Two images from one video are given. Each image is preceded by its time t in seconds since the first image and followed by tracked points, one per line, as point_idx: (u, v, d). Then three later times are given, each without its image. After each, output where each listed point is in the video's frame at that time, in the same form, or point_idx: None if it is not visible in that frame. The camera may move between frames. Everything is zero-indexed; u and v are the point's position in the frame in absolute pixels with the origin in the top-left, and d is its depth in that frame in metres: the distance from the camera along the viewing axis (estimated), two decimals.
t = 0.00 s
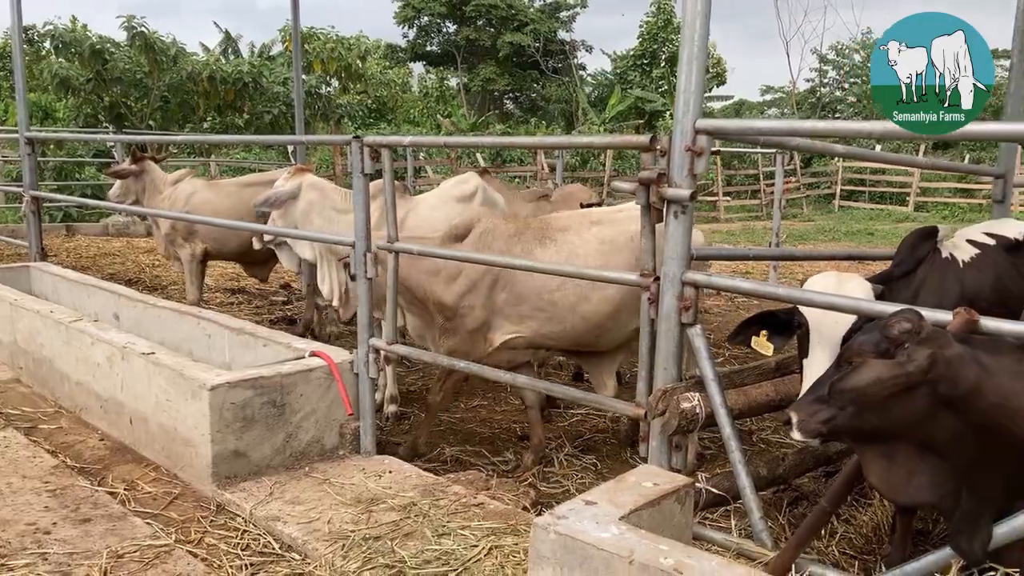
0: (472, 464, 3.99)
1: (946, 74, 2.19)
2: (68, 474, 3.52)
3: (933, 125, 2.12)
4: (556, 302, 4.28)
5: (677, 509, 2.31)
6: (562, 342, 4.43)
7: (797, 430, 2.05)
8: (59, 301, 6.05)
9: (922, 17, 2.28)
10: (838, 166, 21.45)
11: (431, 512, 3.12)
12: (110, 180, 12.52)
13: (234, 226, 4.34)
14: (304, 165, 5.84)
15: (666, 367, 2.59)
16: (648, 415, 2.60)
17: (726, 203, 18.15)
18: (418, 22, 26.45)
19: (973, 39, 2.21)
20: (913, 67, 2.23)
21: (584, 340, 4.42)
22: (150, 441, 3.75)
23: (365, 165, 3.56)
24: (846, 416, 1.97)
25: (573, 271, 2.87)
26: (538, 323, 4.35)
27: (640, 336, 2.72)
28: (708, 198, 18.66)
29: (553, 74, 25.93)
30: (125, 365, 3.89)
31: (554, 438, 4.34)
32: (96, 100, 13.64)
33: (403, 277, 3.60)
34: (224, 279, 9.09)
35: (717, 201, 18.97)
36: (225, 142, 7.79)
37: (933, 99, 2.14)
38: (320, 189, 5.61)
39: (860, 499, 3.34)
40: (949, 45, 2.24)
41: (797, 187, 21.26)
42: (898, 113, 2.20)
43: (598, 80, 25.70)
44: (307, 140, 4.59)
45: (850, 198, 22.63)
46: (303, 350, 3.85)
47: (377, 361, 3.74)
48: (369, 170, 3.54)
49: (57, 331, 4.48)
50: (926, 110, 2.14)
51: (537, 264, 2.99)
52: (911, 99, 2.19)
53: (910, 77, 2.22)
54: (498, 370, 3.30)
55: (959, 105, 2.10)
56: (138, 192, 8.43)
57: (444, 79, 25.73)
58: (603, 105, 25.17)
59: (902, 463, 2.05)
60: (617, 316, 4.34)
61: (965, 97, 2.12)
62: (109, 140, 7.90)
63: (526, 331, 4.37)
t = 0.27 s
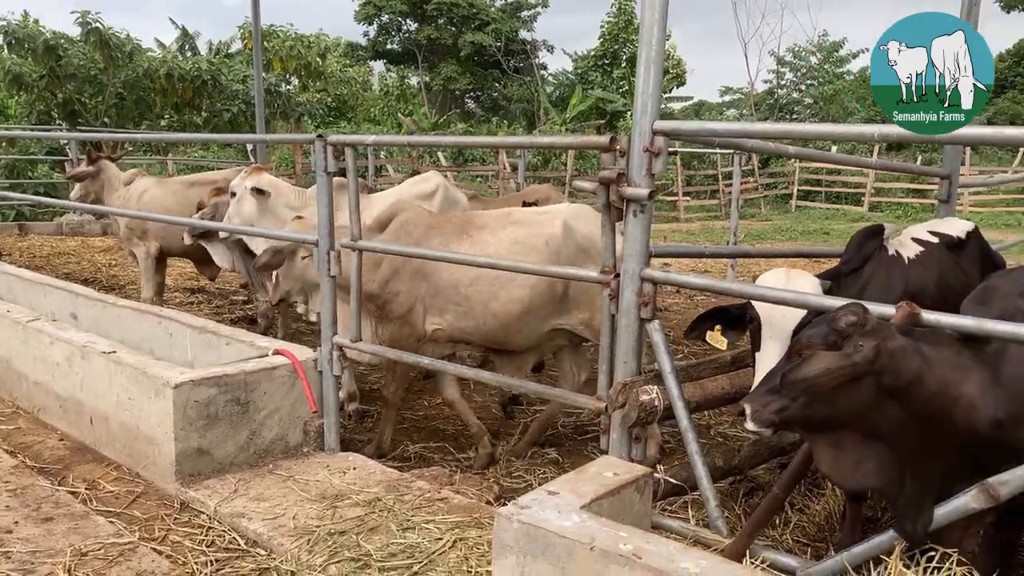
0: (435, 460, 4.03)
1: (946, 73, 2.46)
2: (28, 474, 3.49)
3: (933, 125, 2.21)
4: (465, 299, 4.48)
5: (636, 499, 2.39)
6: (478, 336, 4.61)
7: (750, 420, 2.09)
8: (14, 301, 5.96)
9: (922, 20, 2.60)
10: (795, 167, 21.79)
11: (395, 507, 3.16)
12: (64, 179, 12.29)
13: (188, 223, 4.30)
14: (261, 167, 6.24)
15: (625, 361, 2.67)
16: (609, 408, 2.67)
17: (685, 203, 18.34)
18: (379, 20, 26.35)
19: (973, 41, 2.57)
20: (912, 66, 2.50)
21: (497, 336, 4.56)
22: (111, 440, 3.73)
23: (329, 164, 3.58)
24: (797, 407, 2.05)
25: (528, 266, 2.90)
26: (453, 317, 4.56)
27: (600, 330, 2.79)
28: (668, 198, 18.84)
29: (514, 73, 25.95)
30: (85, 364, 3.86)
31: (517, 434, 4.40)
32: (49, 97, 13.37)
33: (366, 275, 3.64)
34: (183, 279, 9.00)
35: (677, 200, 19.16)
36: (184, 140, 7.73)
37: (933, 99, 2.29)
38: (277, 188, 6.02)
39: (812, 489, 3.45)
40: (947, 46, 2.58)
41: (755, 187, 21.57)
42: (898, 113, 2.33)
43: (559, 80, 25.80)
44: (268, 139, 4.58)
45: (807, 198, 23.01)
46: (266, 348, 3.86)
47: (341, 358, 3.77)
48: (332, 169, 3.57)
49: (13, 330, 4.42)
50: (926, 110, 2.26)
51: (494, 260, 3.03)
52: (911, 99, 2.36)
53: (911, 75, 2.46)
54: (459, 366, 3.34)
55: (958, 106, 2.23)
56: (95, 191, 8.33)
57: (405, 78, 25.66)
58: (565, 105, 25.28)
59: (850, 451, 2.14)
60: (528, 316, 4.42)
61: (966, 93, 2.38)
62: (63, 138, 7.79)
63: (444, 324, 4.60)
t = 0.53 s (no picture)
0: (403, 457, 4.06)
1: (946, 73, 2.48)
2: None
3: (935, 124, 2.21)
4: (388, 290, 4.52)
5: (600, 490, 2.45)
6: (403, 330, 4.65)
7: (711, 413, 2.17)
8: None
9: (924, 22, 2.64)
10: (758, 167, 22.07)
11: (363, 502, 3.18)
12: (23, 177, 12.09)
13: (148, 221, 4.26)
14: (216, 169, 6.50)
15: (590, 356, 2.73)
16: (574, 401, 2.73)
17: (651, 202, 18.49)
18: (345, 18, 26.24)
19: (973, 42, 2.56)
20: (910, 67, 2.56)
21: (422, 332, 4.59)
22: (76, 440, 3.71)
23: (296, 162, 3.60)
24: (757, 399, 2.11)
25: (490, 265, 2.94)
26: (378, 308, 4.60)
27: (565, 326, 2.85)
28: (634, 197, 19.00)
29: (481, 73, 25.94)
30: (49, 363, 3.83)
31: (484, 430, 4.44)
32: (7, 93, 13.15)
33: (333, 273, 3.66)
34: (147, 278, 8.91)
35: (643, 200, 19.32)
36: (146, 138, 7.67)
37: (933, 99, 2.32)
38: (229, 188, 6.26)
39: (772, 481, 3.54)
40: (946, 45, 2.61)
41: (719, 187, 21.81)
42: (898, 113, 2.33)
43: (526, 80, 25.88)
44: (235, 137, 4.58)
45: (770, 198, 23.31)
46: (233, 347, 3.86)
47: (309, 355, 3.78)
48: (299, 167, 3.59)
49: None
50: (926, 110, 2.26)
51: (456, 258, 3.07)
52: (911, 99, 2.38)
53: (909, 76, 2.52)
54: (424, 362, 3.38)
55: (958, 106, 2.24)
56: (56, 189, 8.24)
57: (372, 77, 25.56)
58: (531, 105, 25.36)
59: (806, 441, 2.21)
60: (454, 313, 4.42)
61: (966, 93, 2.39)
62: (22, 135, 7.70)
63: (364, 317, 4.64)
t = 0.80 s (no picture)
0: (374, 455, 4.07)
1: (945, 73, 2.50)
2: None
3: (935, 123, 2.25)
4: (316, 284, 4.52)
5: (566, 484, 2.48)
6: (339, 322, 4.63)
7: (674, 408, 2.21)
8: None
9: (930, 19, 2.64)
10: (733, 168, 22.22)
11: (334, 499, 3.20)
12: None
13: (114, 219, 4.24)
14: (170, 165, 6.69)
15: (557, 353, 2.77)
16: (541, 397, 2.77)
17: (627, 203, 18.57)
18: (320, 18, 26.13)
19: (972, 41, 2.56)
20: (912, 66, 2.60)
21: (358, 321, 4.57)
22: (44, 440, 3.69)
23: (266, 161, 3.61)
24: (718, 394, 2.15)
25: (457, 263, 2.96)
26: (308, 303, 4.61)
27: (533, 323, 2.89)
28: (609, 198, 19.08)
29: (457, 73, 25.93)
30: (17, 362, 3.81)
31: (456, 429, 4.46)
32: None
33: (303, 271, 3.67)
34: (119, 279, 8.84)
35: (619, 200, 19.39)
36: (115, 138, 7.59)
37: (934, 99, 2.36)
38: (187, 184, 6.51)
39: (739, 475, 3.59)
40: (947, 45, 2.59)
41: (694, 188, 21.95)
42: (899, 113, 2.36)
43: (502, 80, 25.88)
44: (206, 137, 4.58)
45: (745, 198, 23.49)
46: (204, 345, 3.86)
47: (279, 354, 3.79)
48: (269, 166, 3.59)
49: None
50: (926, 111, 2.29)
51: (424, 256, 3.09)
52: (911, 98, 2.42)
53: (910, 76, 2.56)
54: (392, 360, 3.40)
55: (958, 105, 2.29)
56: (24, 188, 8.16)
57: (348, 76, 25.46)
58: (508, 105, 25.37)
59: (766, 435, 2.26)
60: (386, 301, 4.42)
61: (965, 93, 2.41)
62: None
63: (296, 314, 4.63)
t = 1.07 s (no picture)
0: (342, 452, 4.08)
1: (946, 73, 2.30)
2: None
3: (934, 124, 2.14)
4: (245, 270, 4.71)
5: (526, 479, 2.51)
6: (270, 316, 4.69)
7: (634, 405, 2.22)
8: None
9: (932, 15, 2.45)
10: (708, 168, 22.35)
11: (298, 497, 3.21)
12: None
13: (79, 217, 4.21)
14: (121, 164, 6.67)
15: (519, 349, 2.80)
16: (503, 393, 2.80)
17: (603, 203, 18.62)
18: (296, 17, 26.02)
19: (973, 42, 2.36)
20: (913, 66, 2.42)
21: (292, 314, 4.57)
22: (6, 440, 3.67)
23: (231, 159, 3.61)
24: (677, 392, 2.20)
25: (420, 260, 2.99)
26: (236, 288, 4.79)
27: (498, 320, 2.91)
28: (585, 197, 19.13)
29: (433, 73, 25.90)
30: None
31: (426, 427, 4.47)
32: None
33: (269, 269, 3.67)
34: (89, 279, 8.77)
35: (596, 200, 19.44)
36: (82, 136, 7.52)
37: (934, 99, 2.18)
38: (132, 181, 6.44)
39: (702, 469, 3.65)
40: (948, 45, 2.39)
41: (670, 188, 22.05)
42: (897, 114, 2.24)
43: (479, 80, 25.85)
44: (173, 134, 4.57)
45: (720, 199, 23.64)
46: (169, 344, 3.85)
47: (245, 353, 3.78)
48: (234, 165, 3.60)
49: None
50: (923, 110, 2.17)
51: (387, 254, 3.11)
52: (912, 99, 2.26)
53: (910, 76, 2.38)
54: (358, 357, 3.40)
55: (959, 105, 2.15)
56: None
57: (324, 76, 25.32)
58: (485, 105, 25.34)
59: (721, 428, 2.31)
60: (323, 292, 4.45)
61: (965, 93, 2.22)
62: None
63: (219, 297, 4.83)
